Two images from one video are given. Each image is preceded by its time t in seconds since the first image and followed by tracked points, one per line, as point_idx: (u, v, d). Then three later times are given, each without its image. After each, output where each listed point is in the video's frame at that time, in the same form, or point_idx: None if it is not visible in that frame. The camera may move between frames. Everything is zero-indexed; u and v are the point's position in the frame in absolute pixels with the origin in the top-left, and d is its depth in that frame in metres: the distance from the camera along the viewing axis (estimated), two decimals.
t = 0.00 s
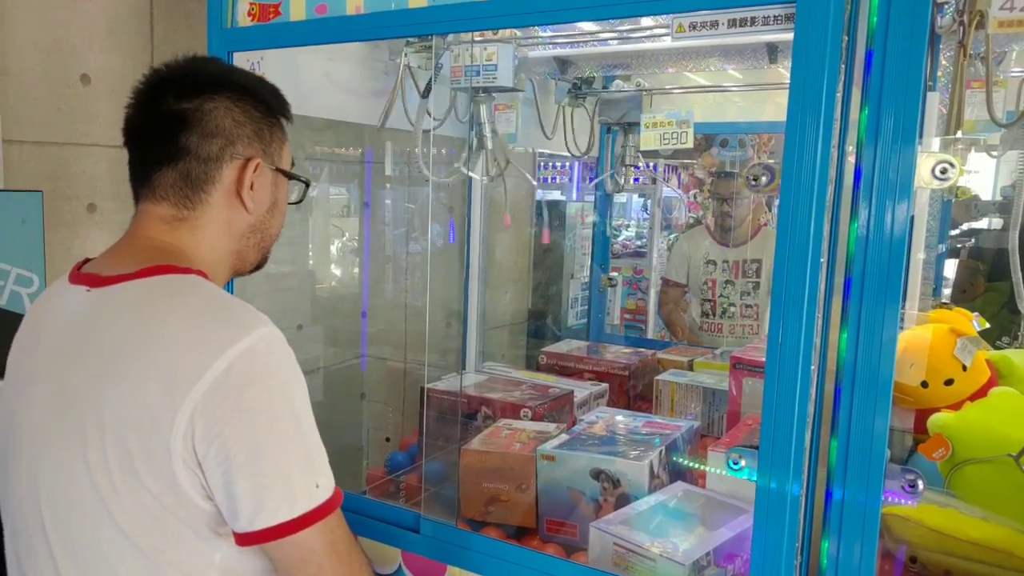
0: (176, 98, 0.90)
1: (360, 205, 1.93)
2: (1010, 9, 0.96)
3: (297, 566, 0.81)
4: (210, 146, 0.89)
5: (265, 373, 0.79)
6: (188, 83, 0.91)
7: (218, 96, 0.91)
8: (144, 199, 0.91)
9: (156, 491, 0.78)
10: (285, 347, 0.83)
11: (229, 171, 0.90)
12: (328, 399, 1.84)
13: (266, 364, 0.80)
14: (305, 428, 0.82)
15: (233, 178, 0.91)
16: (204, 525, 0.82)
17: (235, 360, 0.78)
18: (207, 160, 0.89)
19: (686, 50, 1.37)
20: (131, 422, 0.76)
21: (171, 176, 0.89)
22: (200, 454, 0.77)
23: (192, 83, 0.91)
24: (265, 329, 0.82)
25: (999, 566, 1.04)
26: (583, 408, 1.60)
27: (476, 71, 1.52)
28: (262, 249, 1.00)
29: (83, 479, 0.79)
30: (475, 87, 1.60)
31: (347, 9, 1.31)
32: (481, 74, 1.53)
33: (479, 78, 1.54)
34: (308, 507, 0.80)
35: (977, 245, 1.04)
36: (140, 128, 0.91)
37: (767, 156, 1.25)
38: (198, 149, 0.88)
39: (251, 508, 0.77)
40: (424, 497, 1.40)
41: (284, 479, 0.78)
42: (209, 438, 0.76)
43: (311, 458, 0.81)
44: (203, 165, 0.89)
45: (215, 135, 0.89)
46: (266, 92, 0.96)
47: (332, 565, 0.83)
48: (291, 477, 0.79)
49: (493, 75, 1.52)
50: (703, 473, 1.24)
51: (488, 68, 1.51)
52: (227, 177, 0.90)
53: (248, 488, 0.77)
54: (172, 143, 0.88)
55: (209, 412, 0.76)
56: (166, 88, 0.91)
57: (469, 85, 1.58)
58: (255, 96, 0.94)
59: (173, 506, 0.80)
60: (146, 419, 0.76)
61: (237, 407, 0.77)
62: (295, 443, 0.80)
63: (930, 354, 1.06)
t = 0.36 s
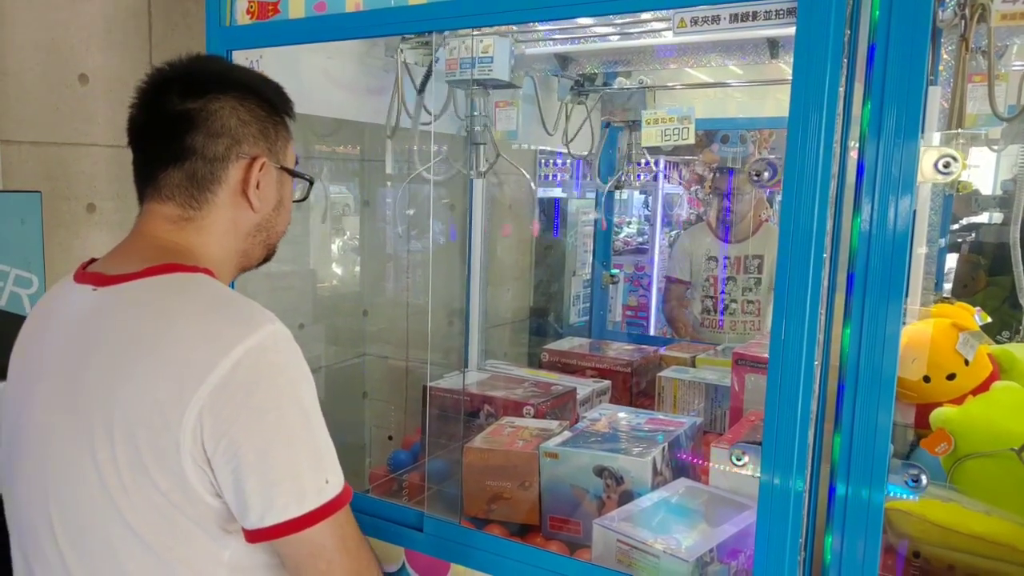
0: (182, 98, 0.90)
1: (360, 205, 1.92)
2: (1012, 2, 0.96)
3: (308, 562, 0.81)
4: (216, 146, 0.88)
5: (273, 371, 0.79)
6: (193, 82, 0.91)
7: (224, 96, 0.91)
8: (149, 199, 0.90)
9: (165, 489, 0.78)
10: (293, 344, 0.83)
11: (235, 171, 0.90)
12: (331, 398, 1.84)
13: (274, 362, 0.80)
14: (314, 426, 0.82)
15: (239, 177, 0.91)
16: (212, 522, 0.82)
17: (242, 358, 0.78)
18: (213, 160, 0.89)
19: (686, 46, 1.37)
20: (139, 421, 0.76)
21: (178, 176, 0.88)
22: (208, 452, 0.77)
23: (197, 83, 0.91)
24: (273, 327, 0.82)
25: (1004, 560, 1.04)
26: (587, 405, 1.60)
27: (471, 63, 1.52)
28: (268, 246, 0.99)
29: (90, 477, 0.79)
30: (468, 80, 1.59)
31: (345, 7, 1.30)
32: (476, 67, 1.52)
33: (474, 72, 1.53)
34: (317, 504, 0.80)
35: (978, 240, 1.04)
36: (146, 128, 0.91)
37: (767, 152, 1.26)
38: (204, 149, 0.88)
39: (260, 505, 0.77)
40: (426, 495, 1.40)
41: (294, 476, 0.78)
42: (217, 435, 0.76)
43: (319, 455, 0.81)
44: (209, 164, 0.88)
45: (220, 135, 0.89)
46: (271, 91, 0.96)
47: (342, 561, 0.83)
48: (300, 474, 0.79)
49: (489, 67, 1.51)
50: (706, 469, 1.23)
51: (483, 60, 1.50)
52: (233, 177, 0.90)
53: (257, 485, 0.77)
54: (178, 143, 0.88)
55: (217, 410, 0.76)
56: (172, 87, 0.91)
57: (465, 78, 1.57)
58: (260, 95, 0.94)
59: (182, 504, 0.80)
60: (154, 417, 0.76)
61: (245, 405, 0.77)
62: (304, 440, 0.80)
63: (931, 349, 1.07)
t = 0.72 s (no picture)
0: (188, 101, 0.90)
1: (360, 206, 1.89)
2: (1013, 6, 0.96)
3: (312, 563, 0.81)
4: (222, 149, 0.89)
5: (278, 372, 0.79)
6: (199, 85, 0.91)
7: (230, 99, 0.91)
8: (155, 200, 0.91)
9: (168, 490, 0.78)
10: (297, 346, 0.83)
11: (241, 174, 0.90)
12: (332, 400, 1.84)
13: (279, 363, 0.80)
14: (318, 427, 0.82)
15: (245, 180, 0.91)
16: (215, 524, 0.82)
17: (246, 359, 0.78)
18: (219, 163, 0.89)
19: (687, 48, 1.38)
20: (142, 422, 0.76)
21: (183, 178, 0.89)
22: (213, 453, 0.77)
23: (204, 85, 0.91)
24: (277, 328, 0.82)
25: (1005, 563, 1.03)
26: (588, 406, 1.60)
27: (471, 66, 1.52)
28: (273, 249, 0.99)
29: (93, 478, 0.79)
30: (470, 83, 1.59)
31: (348, 8, 1.31)
32: (476, 70, 1.52)
33: (475, 75, 1.53)
34: (321, 506, 0.80)
35: (979, 242, 1.04)
36: (153, 130, 0.91)
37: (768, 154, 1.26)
38: (211, 152, 0.88)
39: (264, 506, 0.77)
40: (427, 497, 1.40)
41: (298, 477, 0.78)
42: (223, 436, 0.77)
43: (323, 457, 0.81)
44: (215, 167, 0.89)
45: (227, 137, 0.89)
46: (278, 94, 0.96)
47: (345, 562, 0.83)
48: (304, 475, 0.79)
49: (490, 70, 1.50)
50: (707, 471, 1.25)
51: (484, 64, 1.50)
52: (239, 180, 0.90)
53: (261, 487, 0.77)
54: (184, 146, 0.88)
55: (221, 411, 0.76)
56: (178, 90, 0.91)
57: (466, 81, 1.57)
58: (267, 98, 0.94)
59: (185, 505, 0.80)
60: (158, 418, 0.76)
61: (250, 406, 0.77)
62: (308, 442, 0.80)
63: (932, 351, 1.06)
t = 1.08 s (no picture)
0: (184, 105, 0.90)
1: (359, 211, 1.92)
2: (1006, 10, 0.97)
3: (308, 569, 0.80)
4: (218, 153, 0.89)
5: (273, 376, 0.79)
6: (195, 90, 0.91)
7: (226, 102, 0.91)
8: (151, 206, 0.91)
9: (162, 496, 0.78)
10: (291, 352, 0.83)
11: (237, 178, 0.90)
12: (329, 405, 1.84)
13: (273, 367, 0.80)
14: (312, 432, 0.81)
15: (241, 184, 0.91)
16: (209, 530, 0.82)
17: (241, 365, 0.78)
18: (215, 166, 0.89)
19: (685, 53, 1.38)
20: (137, 428, 0.76)
21: (179, 183, 0.89)
22: (206, 459, 0.77)
23: (199, 89, 0.91)
24: (271, 333, 0.82)
25: (1002, 566, 1.04)
26: (586, 411, 1.60)
27: (466, 72, 1.53)
28: (270, 252, 0.99)
29: (88, 484, 0.79)
30: (465, 88, 1.59)
31: (345, 14, 1.31)
32: (471, 75, 1.53)
33: (470, 80, 1.54)
34: (315, 512, 0.80)
35: (976, 245, 1.05)
36: (149, 135, 0.91)
37: (767, 158, 1.26)
38: (206, 156, 0.88)
39: (258, 512, 0.77)
40: (425, 502, 1.39)
41: (292, 483, 0.78)
42: (215, 442, 0.76)
43: (317, 462, 0.81)
44: (211, 171, 0.89)
45: (223, 141, 0.89)
46: (273, 97, 0.96)
47: (342, 567, 0.83)
48: (298, 481, 0.79)
49: (485, 75, 1.51)
50: (706, 475, 1.23)
51: (479, 69, 1.51)
52: (235, 183, 0.90)
53: (255, 493, 0.77)
54: (180, 150, 0.88)
55: (213, 416, 0.76)
56: (173, 95, 0.91)
57: (461, 85, 1.57)
58: (262, 101, 0.94)
59: (179, 512, 0.79)
60: (152, 424, 0.76)
61: (244, 411, 0.77)
62: (302, 447, 0.80)
63: (928, 354, 1.06)
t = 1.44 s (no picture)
0: (184, 108, 0.90)
1: (360, 213, 1.90)
2: (1004, 6, 0.96)
3: (308, 572, 0.81)
4: (219, 156, 0.89)
5: (271, 381, 0.79)
6: (195, 93, 0.91)
7: (226, 106, 0.91)
8: (151, 209, 0.91)
9: (161, 501, 0.78)
10: (290, 356, 0.83)
11: (238, 181, 0.91)
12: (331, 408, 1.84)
13: (272, 372, 0.80)
14: (311, 437, 0.82)
15: (242, 187, 0.91)
16: (208, 535, 0.82)
17: (239, 369, 0.78)
18: (215, 170, 0.89)
19: (685, 52, 1.38)
20: (135, 432, 0.76)
21: (180, 186, 0.89)
22: (204, 464, 0.77)
23: (199, 93, 0.91)
24: (270, 338, 0.82)
25: (1005, 563, 1.03)
26: (588, 411, 1.60)
27: (467, 76, 1.55)
28: (270, 256, 1.00)
29: (87, 489, 0.79)
30: (469, 92, 1.61)
31: (343, 17, 1.31)
32: (472, 79, 1.55)
33: (472, 84, 1.56)
34: (313, 518, 0.80)
35: (980, 242, 1.04)
36: (149, 139, 0.91)
37: (768, 156, 1.25)
38: (207, 159, 0.89)
39: (255, 518, 0.77)
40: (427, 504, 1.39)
41: (290, 488, 0.78)
42: (213, 447, 0.77)
43: (316, 467, 0.81)
44: (212, 174, 0.89)
45: (223, 144, 0.89)
46: (273, 100, 0.96)
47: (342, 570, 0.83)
48: (296, 487, 0.79)
49: (486, 79, 1.54)
50: (708, 474, 1.24)
51: (479, 73, 1.53)
52: (235, 186, 0.91)
53: (253, 497, 0.77)
54: (181, 154, 0.88)
55: (212, 421, 0.76)
56: (173, 98, 0.91)
57: (462, 89, 1.59)
58: (262, 104, 0.94)
59: (178, 516, 0.80)
60: (151, 429, 0.76)
61: (242, 416, 0.77)
62: (301, 452, 0.80)
63: (932, 352, 1.07)
